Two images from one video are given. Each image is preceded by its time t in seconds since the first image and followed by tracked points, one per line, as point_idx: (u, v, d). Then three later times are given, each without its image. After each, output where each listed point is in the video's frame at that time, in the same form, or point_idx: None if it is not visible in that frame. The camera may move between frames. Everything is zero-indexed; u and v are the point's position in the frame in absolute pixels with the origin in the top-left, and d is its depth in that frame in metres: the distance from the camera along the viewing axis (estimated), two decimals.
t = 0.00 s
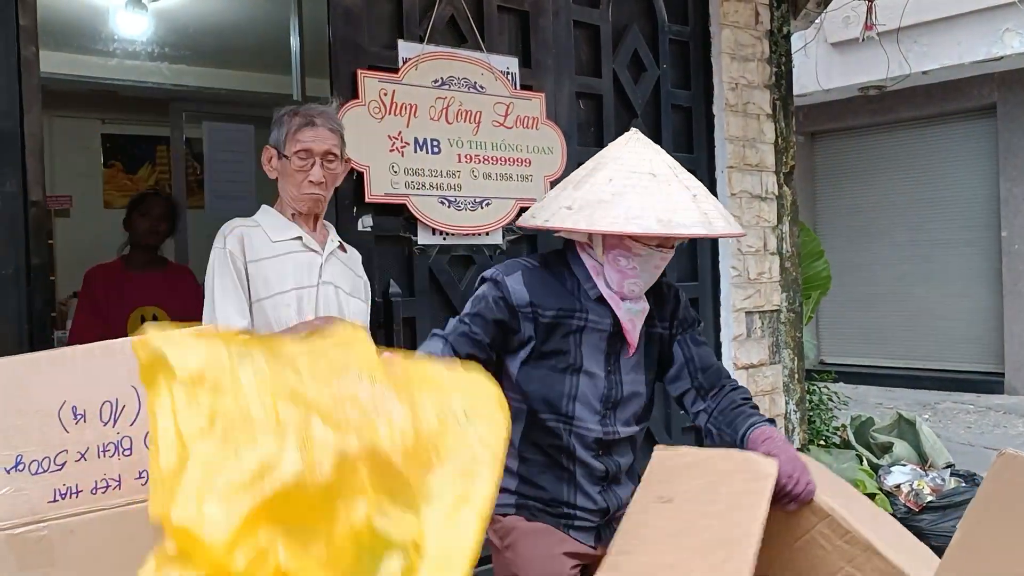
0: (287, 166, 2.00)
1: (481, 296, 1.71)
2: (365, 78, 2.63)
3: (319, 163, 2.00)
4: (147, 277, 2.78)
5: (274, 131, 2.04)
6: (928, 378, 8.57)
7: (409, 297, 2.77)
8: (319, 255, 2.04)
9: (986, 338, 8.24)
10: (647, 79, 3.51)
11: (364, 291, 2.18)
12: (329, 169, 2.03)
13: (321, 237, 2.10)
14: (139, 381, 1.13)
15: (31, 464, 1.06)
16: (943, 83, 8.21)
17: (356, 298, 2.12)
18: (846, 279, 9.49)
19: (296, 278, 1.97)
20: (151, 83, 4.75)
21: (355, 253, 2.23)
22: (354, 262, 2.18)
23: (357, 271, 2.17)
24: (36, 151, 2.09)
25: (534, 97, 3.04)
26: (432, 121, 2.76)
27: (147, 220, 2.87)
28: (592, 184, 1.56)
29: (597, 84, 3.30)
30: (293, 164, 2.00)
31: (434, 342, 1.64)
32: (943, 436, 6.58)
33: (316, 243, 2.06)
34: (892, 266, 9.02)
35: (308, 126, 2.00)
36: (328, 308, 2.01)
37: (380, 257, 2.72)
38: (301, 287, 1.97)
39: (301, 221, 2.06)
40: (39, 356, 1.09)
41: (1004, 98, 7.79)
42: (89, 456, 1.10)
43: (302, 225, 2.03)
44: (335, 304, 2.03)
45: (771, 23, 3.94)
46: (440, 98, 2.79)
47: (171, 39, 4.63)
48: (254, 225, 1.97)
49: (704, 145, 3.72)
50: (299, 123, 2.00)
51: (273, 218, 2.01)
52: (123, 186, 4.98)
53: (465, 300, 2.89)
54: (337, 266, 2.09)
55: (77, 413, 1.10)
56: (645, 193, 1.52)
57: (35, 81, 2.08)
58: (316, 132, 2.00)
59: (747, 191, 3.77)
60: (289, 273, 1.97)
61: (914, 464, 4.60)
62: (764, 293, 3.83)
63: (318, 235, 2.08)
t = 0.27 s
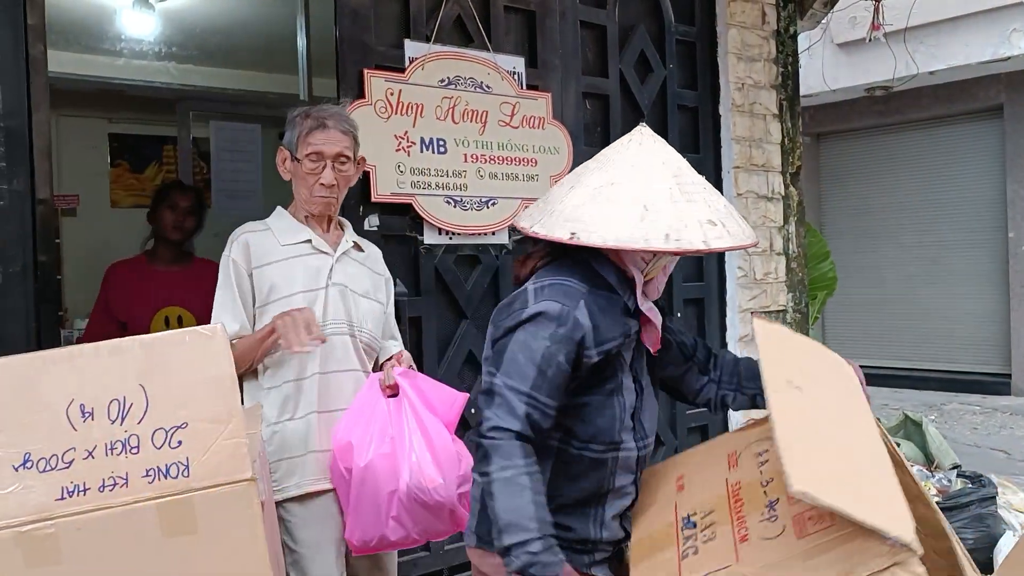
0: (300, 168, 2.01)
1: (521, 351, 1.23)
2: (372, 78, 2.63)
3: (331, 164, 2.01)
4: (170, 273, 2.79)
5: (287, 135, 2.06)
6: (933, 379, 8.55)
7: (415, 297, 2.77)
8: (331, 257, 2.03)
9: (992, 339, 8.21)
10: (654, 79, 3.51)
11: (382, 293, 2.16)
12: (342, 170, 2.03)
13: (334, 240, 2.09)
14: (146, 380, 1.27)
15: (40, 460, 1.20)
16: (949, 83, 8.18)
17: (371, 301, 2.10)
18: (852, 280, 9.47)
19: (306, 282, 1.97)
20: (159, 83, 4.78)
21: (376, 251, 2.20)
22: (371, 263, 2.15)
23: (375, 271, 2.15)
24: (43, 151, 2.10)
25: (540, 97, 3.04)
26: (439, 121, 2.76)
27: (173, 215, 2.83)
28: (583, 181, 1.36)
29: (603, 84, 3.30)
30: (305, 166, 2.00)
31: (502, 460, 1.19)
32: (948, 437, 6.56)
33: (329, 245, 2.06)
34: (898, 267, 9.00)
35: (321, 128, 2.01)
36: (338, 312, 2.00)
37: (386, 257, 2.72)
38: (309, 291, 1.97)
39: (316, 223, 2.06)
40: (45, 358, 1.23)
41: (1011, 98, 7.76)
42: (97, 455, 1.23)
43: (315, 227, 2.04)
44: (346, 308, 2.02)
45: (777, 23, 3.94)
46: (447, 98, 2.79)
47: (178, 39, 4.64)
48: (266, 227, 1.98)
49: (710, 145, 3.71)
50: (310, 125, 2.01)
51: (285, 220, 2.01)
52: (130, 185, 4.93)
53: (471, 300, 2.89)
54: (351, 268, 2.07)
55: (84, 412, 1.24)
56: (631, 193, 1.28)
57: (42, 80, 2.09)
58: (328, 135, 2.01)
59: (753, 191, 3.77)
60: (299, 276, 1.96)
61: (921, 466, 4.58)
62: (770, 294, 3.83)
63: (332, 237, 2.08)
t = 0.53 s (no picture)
0: (315, 173, 1.98)
1: (644, 370, 1.24)
2: (377, 78, 2.63)
3: (346, 171, 1.97)
4: (189, 274, 2.79)
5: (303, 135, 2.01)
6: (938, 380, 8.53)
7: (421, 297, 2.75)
8: (345, 261, 2.03)
9: (997, 340, 8.19)
10: (659, 79, 3.51)
11: (403, 294, 2.15)
12: (357, 177, 1.99)
13: (350, 242, 2.09)
14: (154, 379, 1.30)
15: (48, 460, 1.22)
16: (954, 84, 8.17)
17: (387, 304, 2.09)
18: (856, 281, 9.45)
19: (318, 288, 1.98)
20: (165, 83, 4.79)
21: (400, 247, 2.19)
22: (392, 264, 2.14)
23: (394, 273, 2.13)
24: (50, 151, 2.10)
25: (545, 97, 3.04)
26: (444, 121, 2.76)
27: (185, 211, 2.93)
28: (596, 153, 1.42)
29: (608, 85, 3.30)
30: (321, 171, 1.97)
31: (651, 485, 1.23)
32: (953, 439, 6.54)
33: (344, 249, 2.06)
34: (902, 268, 8.98)
35: (336, 132, 1.95)
36: (350, 317, 2.01)
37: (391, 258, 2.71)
38: (321, 297, 1.98)
39: (333, 225, 2.06)
40: (57, 356, 1.27)
41: (1016, 99, 7.74)
42: (105, 455, 1.25)
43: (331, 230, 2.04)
44: (358, 312, 2.02)
45: (783, 24, 3.94)
46: (452, 98, 2.79)
47: (183, 40, 4.65)
48: (278, 230, 1.99)
49: (715, 146, 3.71)
50: (327, 127, 1.96)
51: (301, 224, 2.02)
52: (136, 187, 4.97)
53: (476, 300, 2.87)
54: (366, 272, 2.07)
55: (93, 411, 1.27)
56: (644, 170, 1.35)
57: (49, 79, 2.09)
58: (343, 138, 1.95)
59: (758, 192, 3.77)
60: (311, 282, 1.98)
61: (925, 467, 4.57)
62: (774, 295, 3.84)
63: (347, 242, 2.07)
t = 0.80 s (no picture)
0: (317, 174, 1.96)
1: (751, 369, 1.26)
2: (380, 79, 2.63)
3: (348, 170, 1.94)
4: (210, 275, 2.67)
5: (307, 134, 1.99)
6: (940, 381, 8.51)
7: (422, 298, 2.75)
8: (353, 266, 2.02)
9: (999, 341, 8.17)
10: (661, 79, 3.52)
11: (416, 295, 2.12)
12: (360, 176, 1.96)
13: (357, 245, 2.07)
14: (158, 380, 1.31)
15: (53, 461, 1.22)
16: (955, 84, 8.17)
17: (398, 307, 2.08)
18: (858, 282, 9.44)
19: (326, 294, 1.98)
20: (168, 84, 4.80)
21: (413, 245, 2.16)
22: (404, 265, 2.12)
23: (405, 274, 2.11)
24: (54, 153, 2.10)
25: (547, 98, 3.05)
26: (447, 122, 2.77)
27: (207, 204, 2.75)
28: (642, 155, 1.45)
29: (610, 85, 3.31)
30: (323, 171, 1.95)
31: (767, 475, 1.27)
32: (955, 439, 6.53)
33: (352, 252, 2.04)
34: (904, 269, 8.97)
35: (337, 131, 1.93)
36: (360, 322, 2.00)
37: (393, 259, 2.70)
38: (330, 303, 1.97)
39: (341, 227, 2.04)
40: (63, 359, 1.27)
41: (1017, 98, 7.74)
42: (109, 456, 1.25)
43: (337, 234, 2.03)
44: (367, 316, 2.02)
45: (784, 24, 3.94)
46: (455, 100, 2.80)
47: (185, 41, 4.65)
48: (286, 236, 1.99)
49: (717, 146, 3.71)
50: (326, 124, 1.93)
51: (308, 228, 2.01)
52: (137, 187, 5.00)
53: (478, 301, 2.87)
54: (376, 275, 2.05)
55: (98, 412, 1.27)
56: (709, 161, 1.39)
57: (52, 80, 2.09)
58: (344, 135, 1.93)
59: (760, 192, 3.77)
60: (319, 288, 1.97)
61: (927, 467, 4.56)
62: (777, 295, 3.83)
63: (353, 245, 2.05)
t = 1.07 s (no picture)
0: (303, 172, 1.82)
1: (854, 353, 1.40)
2: (386, 80, 2.64)
3: (336, 168, 1.80)
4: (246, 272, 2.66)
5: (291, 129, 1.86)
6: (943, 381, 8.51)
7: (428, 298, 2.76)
8: (349, 262, 1.88)
9: (1002, 342, 8.17)
10: (665, 80, 3.54)
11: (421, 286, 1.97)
12: (350, 174, 1.81)
13: (352, 240, 1.94)
14: (169, 376, 1.30)
15: (65, 457, 1.23)
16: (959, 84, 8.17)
17: (401, 300, 1.93)
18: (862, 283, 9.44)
19: (323, 293, 1.85)
20: (173, 85, 4.83)
21: (415, 236, 2.02)
22: (405, 256, 1.97)
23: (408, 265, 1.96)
24: (64, 152, 2.12)
25: (552, 99, 3.06)
26: (453, 123, 2.78)
27: (247, 203, 2.75)
28: (749, 144, 1.60)
29: (615, 87, 3.33)
30: (310, 169, 1.81)
31: (883, 450, 1.40)
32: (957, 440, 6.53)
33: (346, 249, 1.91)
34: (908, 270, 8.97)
35: (322, 126, 1.79)
36: (360, 321, 1.86)
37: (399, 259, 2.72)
38: (328, 304, 1.84)
39: (334, 227, 1.92)
40: (74, 355, 1.27)
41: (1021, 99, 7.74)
42: (121, 452, 1.26)
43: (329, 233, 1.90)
44: (367, 313, 1.87)
45: (788, 25, 3.96)
46: (460, 101, 2.81)
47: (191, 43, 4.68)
48: (276, 238, 1.89)
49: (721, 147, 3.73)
50: (310, 120, 1.80)
51: (300, 229, 1.89)
52: (141, 189, 5.06)
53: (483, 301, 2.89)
54: (375, 269, 1.91)
55: (109, 410, 1.27)
56: (842, 168, 1.52)
57: (63, 81, 2.11)
58: (329, 131, 1.79)
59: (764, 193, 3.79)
60: (316, 288, 1.85)
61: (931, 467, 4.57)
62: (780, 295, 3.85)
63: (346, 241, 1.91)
